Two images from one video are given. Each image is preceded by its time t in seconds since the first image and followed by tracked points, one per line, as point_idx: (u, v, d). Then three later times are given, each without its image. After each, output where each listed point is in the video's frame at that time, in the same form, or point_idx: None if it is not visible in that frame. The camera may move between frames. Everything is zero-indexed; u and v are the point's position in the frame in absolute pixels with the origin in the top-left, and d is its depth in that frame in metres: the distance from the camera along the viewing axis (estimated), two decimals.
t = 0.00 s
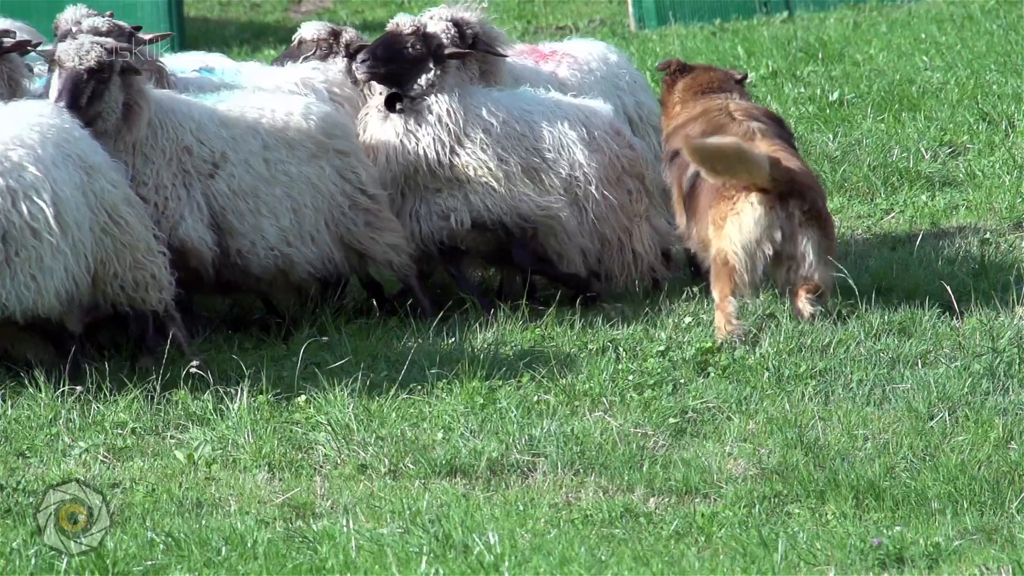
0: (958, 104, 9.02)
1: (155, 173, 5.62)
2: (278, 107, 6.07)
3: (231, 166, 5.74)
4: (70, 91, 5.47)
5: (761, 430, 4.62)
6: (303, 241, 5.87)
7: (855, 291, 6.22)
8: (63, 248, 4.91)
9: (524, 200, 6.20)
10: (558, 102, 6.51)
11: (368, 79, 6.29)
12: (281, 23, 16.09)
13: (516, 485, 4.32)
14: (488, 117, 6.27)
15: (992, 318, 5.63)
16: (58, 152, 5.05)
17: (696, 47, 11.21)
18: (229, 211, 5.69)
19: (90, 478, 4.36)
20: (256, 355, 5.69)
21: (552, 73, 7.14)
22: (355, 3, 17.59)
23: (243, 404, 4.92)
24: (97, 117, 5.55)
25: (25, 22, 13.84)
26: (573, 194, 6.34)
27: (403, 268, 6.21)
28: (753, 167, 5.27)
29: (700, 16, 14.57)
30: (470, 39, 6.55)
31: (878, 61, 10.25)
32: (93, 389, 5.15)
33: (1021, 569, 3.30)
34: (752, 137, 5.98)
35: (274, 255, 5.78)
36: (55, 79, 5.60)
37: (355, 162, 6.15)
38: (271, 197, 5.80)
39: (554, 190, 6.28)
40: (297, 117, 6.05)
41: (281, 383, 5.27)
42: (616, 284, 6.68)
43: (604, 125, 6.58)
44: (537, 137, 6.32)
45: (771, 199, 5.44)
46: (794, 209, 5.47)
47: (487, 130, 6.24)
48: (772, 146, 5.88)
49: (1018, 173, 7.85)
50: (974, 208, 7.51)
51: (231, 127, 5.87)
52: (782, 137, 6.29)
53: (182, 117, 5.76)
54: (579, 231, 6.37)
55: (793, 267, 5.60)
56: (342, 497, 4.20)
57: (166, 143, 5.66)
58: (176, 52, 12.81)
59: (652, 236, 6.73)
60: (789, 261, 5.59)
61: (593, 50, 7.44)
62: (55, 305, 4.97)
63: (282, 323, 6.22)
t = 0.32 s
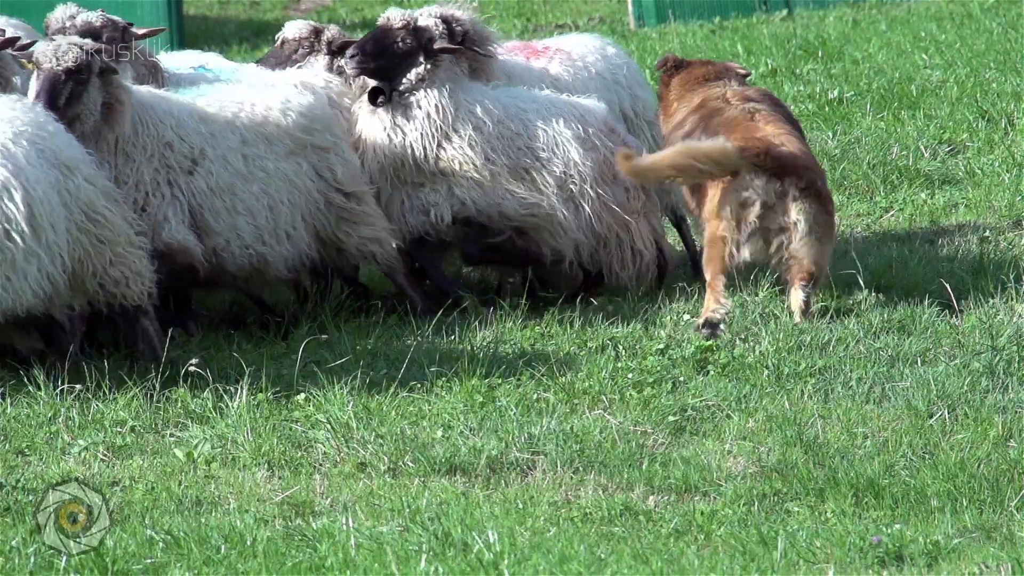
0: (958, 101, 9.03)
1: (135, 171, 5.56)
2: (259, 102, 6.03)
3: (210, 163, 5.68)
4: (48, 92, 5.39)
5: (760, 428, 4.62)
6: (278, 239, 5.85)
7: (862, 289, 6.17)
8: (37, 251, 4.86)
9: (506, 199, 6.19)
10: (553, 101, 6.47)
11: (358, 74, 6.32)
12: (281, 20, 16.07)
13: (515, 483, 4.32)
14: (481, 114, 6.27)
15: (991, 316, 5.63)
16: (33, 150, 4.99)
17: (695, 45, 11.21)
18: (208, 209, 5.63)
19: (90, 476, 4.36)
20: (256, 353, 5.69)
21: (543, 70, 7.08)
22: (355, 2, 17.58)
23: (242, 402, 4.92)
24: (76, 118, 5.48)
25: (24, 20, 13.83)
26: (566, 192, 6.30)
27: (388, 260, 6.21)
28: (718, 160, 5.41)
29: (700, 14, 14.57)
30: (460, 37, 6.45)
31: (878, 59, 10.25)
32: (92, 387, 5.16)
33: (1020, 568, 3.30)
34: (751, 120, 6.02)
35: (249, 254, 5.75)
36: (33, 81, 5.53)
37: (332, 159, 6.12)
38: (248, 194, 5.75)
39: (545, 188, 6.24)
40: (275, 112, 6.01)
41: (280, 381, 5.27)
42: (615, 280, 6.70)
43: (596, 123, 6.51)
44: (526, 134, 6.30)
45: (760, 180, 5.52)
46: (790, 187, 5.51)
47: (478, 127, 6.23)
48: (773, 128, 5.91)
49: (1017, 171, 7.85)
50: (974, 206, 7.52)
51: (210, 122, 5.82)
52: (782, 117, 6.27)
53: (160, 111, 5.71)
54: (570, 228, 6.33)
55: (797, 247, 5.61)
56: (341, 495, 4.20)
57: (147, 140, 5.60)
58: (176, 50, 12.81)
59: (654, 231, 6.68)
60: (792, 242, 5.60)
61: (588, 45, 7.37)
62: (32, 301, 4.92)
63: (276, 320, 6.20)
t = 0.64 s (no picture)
0: (956, 101, 9.03)
1: (118, 184, 5.50)
2: (240, 97, 5.94)
3: (191, 167, 5.61)
4: (25, 100, 5.26)
5: (758, 428, 4.62)
6: (255, 238, 5.79)
7: (865, 289, 6.14)
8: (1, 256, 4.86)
9: (478, 202, 6.18)
10: (543, 101, 6.42)
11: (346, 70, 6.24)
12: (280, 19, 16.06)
13: (513, 483, 4.32)
14: (468, 115, 6.22)
15: (989, 315, 5.63)
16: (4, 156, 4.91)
17: (694, 44, 11.21)
18: (189, 217, 5.57)
19: (88, 477, 4.36)
20: (254, 353, 5.68)
21: (531, 68, 6.96)
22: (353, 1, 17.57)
23: (241, 402, 4.92)
24: (54, 127, 5.36)
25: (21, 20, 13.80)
26: (551, 194, 6.26)
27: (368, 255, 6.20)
28: (684, 177, 5.58)
29: (697, 15, 14.57)
30: (446, 33, 6.41)
31: (877, 59, 10.25)
32: (90, 387, 5.16)
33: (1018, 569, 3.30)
34: (750, 108, 6.02)
35: (227, 255, 5.69)
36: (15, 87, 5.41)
37: (309, 155, 6.04)
38: (226, 194, 5.68)
39: (530, 192, 6.23)
40: (252, 105, 5.91)
41: (278, 382, 5.27)
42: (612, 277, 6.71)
43: (586, 122, 6.44)
44: (510, 138, 6.26)
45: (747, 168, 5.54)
46: (781, 164, 5.49)
47: (462, 128, 6.18)
48: (770, 113, 5.93)
49: (1015, 171, 7.86)
50: (971, 206, 7.53)
51: (189, 121, 5.74)
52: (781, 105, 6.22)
53: (140, 108, 5.65)
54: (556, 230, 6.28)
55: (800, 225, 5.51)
56: (339, 495, 4.20)
57: (131, 152, 5.52)
58: (173, 49, 12.79)
59: (650, 229, 6.67)
60: (790, 219, 5.50)
61: (577, 44, 7.22)
62: None
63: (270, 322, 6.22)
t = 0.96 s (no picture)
0: (954, 101, 9.04)
1: (102, 203, 5.47)
2: (220, 96, 5.86)
3: (174, 176, 5.58)
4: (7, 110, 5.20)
5: (757, 428, 4.62)
6: (234, 239, 5.77)
7: (863, 292, 6.15)
8: None
9: (447, 204, 6.20)
10: (529, 104, 6.42)
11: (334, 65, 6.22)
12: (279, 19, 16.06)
13: (512, 484, 4.32)
14: (450, 116, 6.21)
15: (987, 315, 5.64)
16: None
17: (692, 45, 11.22)
18: (174, 227, 5.56)
19: (87, 478, 4.36)
20: (252, 354, 5.68)
21: (516, 67, 6.92)
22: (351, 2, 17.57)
23: (239, 402, 4.92)
24: (37, 137, 5.30)
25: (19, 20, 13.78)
26: (532, 201, 6.25)
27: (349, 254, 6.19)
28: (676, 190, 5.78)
29: (695, 15, 14.58)
30: (430, 26, 6.40)
31: (875, 59, 10.26)
32: (88, 387, 5.15)
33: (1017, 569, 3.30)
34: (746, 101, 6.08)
35: (207, 259, 5.68)
36: None
37: (290, 153, 5.96)
38: (207, 199, 5.64)
39: (506, 200, 6.23)
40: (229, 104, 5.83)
41: (276, 382, 5.27)
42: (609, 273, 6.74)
43: (572, 123, 6.41)
44: (489, 143, 6.25)
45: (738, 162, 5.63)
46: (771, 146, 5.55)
47: (440, 129, 6.17)
48: (765, 101, 5.98)
49: (1012, 171, 7.86)
50: (969, 206, 7.53)
51: (169, 125, 5.67)
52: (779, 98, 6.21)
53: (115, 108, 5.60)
54: (536, 235, 6.27)
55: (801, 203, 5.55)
56: (338, 496, 4.20)
57: (116, 167, 5.48)
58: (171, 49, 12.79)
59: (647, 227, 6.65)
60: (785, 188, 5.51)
61: (568, 45, 7.16)
62: None
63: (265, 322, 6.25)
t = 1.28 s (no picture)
0: (953, 100, 9.03)
1: (88, 211, 5.44)
2: (203, 95, 5.88)
3: (161, 178, 5.59)
4: None
5: (757, 428, 4.62)
6: (217, 241, 5.79)
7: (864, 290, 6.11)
8: None
9: (419, 199, 6.19)
10: (515, 105, 6.39)
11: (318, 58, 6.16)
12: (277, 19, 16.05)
13: (512, 483, 4.32)
14: (428, 112, 6.17)
15: (986, 314, 5.64)
16: None
17: (692, 44, 11.21)
18: (163, 228, 5.57)
19: (86, 478, 4.36)
20: (253, 354, 5.68)
21: (504, 66, 6.93)
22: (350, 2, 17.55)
23: (239, 403, 4.92)
24: (23, 145, 5.29)
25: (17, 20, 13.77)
26: (505, 204, 6.21)
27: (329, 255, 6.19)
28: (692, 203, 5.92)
29: (694, 15, 14.58)
30: (416, 20, 6.33)
31: (875, 59, 10.25)
32: (88, 387, 5.15)
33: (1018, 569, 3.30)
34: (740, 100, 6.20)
35: (190, 262, 5.73)
36: None
37: (272, 151, 5.95)
38: (191, 201, 5.66)
39: (479, 201, 6.20)
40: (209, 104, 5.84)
41: (276, 382, 5.26)
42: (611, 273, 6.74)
43: (555, 126, 6.37)
44: (468, 143, 6.22)
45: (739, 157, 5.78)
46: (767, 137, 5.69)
47: (418, 125, 6.14)
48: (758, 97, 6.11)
49: (1012, 170, 7.86)
50: (970, 206, 7.53)
51: (152, 125, 5.68)
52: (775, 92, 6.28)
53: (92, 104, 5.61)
54: (512, 237, 6.25)
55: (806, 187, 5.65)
56: (338, 496, 4.20)
57: (102, 176, 5.46)
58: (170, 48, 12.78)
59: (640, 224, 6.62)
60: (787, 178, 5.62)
61: (560, 44, 7.13)
62: None
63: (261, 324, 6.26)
